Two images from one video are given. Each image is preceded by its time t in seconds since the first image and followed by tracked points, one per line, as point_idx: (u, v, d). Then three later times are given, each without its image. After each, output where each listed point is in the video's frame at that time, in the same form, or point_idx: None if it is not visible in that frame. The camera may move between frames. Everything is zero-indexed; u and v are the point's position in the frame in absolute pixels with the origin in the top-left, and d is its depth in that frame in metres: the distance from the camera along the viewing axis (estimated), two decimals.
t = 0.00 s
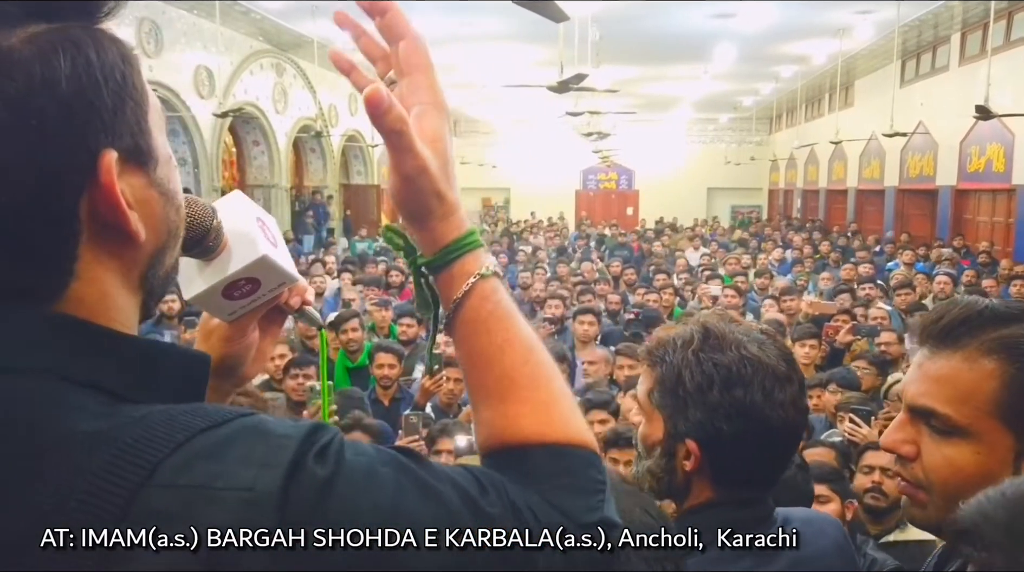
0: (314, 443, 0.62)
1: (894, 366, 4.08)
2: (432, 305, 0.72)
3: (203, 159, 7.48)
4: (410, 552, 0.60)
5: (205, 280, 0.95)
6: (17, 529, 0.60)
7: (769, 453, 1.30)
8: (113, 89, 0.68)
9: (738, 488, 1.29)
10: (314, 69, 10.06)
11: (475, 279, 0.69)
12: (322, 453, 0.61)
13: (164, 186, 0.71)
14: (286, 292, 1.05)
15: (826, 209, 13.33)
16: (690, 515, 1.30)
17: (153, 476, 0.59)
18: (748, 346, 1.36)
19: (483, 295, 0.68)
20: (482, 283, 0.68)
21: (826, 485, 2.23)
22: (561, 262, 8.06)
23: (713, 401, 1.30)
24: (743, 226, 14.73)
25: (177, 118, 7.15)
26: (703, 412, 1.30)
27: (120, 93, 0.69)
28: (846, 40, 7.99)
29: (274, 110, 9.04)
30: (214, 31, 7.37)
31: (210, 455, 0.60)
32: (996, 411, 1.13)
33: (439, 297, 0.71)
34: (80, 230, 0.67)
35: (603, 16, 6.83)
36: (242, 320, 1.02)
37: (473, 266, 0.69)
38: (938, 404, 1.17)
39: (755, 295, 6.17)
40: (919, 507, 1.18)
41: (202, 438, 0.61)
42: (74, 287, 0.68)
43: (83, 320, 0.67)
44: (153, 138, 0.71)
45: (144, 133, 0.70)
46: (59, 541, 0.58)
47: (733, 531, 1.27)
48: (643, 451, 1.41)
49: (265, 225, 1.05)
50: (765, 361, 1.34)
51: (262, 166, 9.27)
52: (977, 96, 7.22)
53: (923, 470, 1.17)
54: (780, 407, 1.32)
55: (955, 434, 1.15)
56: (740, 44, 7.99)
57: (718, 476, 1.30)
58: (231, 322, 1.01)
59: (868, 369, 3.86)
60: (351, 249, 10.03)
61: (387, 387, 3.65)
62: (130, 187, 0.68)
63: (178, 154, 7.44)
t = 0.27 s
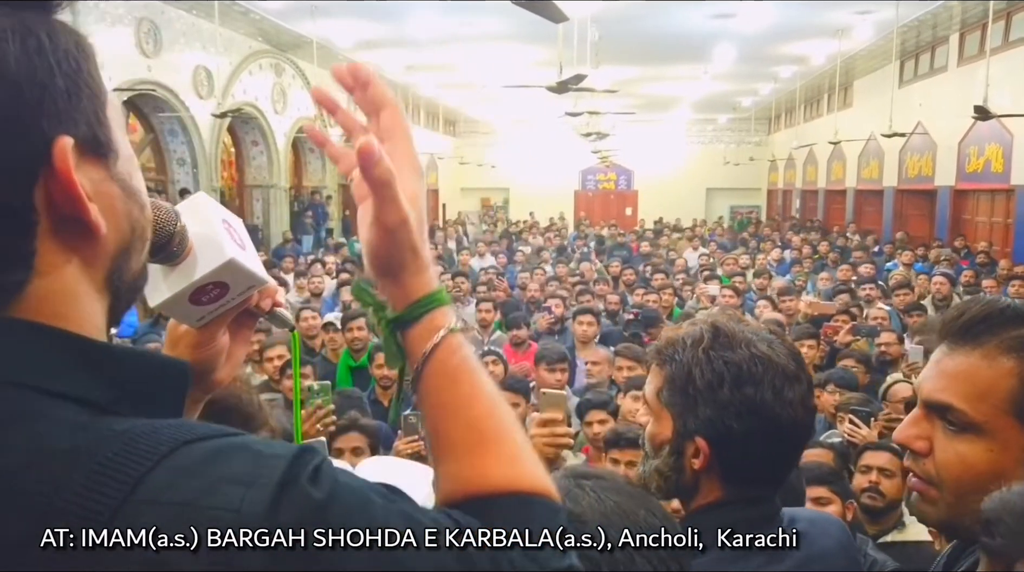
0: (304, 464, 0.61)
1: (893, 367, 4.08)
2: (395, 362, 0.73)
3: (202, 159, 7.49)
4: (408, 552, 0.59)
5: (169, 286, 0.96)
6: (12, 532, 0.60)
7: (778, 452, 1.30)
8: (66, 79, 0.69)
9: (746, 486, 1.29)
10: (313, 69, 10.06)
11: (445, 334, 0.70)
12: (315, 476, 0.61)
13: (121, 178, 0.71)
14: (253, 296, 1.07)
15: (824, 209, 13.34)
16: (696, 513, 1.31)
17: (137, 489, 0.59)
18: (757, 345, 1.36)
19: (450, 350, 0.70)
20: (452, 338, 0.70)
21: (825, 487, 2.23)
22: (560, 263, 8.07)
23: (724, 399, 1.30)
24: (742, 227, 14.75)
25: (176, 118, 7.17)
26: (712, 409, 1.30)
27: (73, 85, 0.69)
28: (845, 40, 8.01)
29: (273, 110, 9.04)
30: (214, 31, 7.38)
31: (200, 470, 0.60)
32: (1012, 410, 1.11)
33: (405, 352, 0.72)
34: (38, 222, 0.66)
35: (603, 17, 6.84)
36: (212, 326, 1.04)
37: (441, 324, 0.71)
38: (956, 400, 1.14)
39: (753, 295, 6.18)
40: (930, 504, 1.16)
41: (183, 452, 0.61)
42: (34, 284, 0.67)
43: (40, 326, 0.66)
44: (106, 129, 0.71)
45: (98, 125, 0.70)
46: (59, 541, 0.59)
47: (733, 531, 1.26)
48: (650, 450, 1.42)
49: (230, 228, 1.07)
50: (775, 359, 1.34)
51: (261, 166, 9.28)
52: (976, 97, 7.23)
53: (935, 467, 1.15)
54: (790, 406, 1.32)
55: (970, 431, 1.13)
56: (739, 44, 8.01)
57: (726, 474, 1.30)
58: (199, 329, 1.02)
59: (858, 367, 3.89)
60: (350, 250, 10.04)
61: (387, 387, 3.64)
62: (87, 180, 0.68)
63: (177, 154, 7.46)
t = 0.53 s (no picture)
0: (296, 497, 0.63)
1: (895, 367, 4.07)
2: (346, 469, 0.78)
3: (202, 160, 7.50)
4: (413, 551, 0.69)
5: (146, 299, 0.94)
6: (13, 532, 0.63)
7: (774, 456, 1.30)
8: (49, 77, 0.70)
9: (743, 488, 1.29)
10: (313, 70, 10.07)
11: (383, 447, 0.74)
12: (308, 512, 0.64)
13: (99, 179, 0.72)
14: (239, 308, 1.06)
15: (825, 209, 13.34)
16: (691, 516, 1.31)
17: (132, 505, 0.61)
18: (755, 347, 1.35)
19: (387, 462, 0.74)
20: (391, 453, 0.74)
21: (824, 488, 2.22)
22: (561, 263, 8.07)
23: (720, 402, 1.30)
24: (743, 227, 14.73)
25: (176, 118, 7.18)
26: (709, 412, 1.30)
27: (54, 83, 0.70)
28: (844, 41, 8.01)
29: (273, 110, 9.04)
30: (213, 31, 7.38)
31: (197, 486, 0.62)
32: None
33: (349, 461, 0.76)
34: (19, 216, 0.67)
35: (603, 17, 6.85)
36: (195, 340, 1.03)
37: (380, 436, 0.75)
38: (967, 399, 1.11)
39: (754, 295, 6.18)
40: (939, 504, 1.12)
41: (178, 469, 0.63)
42: (11, 283, 0.67)
43: (11, 331, 0.66)
44: (86, 130, 0.72)
45: (77, 124, 0.71)
46: (60, 541, 0.61)
47: (733, 531, 1.26)
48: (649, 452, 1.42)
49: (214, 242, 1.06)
50: (772, 361, 1.33)
51: (261, 166, 9.28)
52: (976, 97, 7.22)
53: (944, 466, 1.11)
54: (786, 408, 1.31)
55: (980, 430, 1.09)
56: (739, 45, 8.03)
57: (723, 478, 1.30)
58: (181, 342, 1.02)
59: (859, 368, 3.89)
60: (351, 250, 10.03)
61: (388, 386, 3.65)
62: (68, 178, 0.69)
63: (177, 154, 7.47)
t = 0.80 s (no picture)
0: (281, 482, 0.65)
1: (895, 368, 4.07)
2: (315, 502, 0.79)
3: (202, 160, 7.50)
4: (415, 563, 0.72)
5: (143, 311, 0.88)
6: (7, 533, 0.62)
7: (768, 459, 1.29)
8: (57, 82, 0.70)
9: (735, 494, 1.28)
10: (313, 70, 10.06)
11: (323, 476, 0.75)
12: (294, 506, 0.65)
13: (99, 185, 0.72)
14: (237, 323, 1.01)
15: (825, 209, 13.35)
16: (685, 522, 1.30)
17: (117, 493, 0.62)
18: (747, 352, 1.34)
19: (330, 488, 0.74)
20: (332, 479, 0.75)
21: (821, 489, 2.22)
22: (560, 263, 8.07)
23: (713, 408, 1.29)
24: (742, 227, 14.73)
25: (177, 118, 7.18)
26: (702, 419, 1.29)
27: (60, 87, 0.70)
28: (845, 41, 8.01)
29: (273, 110, 9.04)
30: (214, 31, 7.38)
31: (187, 470, 0.63)
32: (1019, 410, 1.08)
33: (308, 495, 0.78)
34: (21, 215, 0.67)
35: (603, 17, 6.86)
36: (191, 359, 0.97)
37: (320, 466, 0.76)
38: (961, 399, 1.11)
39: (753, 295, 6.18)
40: (933, 505, 1.12)
41: (166, 454, 0.63)
42: (10, 280, 0.67)
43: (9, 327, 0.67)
44: (89, 136, 0.72)
45: (81, 128, 0.71)
46: (59, 540, 0.61)
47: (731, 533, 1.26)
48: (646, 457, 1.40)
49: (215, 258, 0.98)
50: (763, 365, 1.33)
51: (261, 166, 9.28)
52: (976, 97, 7.21)
53: (939, 467, 1.11)
54: (779, 413, 1.31)
55: (975, 431, 1.10)
56: (739, 45, 8.03)
57: (717, 484, 1.29)
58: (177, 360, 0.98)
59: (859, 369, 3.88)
60: (351, 250, 10.03)
61: (389, 386, 3.65)
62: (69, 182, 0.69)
63: (177, 154, 7.48)
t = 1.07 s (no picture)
0: (269, 472, 0.69)
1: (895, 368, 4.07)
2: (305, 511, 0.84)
3: (202, 160, 7.53)
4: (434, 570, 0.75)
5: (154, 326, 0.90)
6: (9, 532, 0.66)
7: (771, 457, 1.30)
8: (89, 99, 0.74)
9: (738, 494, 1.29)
10: (313, 70, 10.04)
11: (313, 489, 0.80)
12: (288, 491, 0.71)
13: (119, 202, 0.76)
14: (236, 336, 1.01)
15: (825, 209, 13.36)
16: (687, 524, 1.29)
17: (111, 473, 0.65)
18: (747, 353, 1.36)
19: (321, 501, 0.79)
20: (324, 494, 0.79)
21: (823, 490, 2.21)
22: (560, 263, 8.08)
23: (718, 409, 1.29)
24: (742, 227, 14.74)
25: (177, 118, 7.20)
26: (706, 420, 1.29)
27: (91, 104, 0.74)
28: (845, 41, 8.01)
29: (273, 111, 9.04)
30: (214, 31, 7.38)
31: (181, 456, 0.67)
32: None
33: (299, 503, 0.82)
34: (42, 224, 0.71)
35: (603, 17, 6.85)
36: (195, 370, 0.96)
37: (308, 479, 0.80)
38: (975, 399, 1.11)
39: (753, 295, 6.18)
40: (937, 505, 1.12)
41: (161, 439, 0.67)
42: (23, 286, 0.72)
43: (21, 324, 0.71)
44: (114, 154, 0.76)
45: (106, 147, 0.75)
46: (59, 541, 0.65)
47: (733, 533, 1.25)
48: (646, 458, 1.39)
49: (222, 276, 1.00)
50: (763, 365, 1.34)
51: (261, 167, 9.28)
52: (976, 97, 7.20)
53: (946, 467, 1.11)
54: (781, 412, 1.32)
55: (985, 432, 1.09)
56: (739, 45, 8.03)
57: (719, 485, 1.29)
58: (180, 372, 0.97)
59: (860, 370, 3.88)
60: (350, 250, 10.05)
61: (388, 386, 3.65)
62: (90, 197, 0.73)
63: (177, 154, 7.51)
